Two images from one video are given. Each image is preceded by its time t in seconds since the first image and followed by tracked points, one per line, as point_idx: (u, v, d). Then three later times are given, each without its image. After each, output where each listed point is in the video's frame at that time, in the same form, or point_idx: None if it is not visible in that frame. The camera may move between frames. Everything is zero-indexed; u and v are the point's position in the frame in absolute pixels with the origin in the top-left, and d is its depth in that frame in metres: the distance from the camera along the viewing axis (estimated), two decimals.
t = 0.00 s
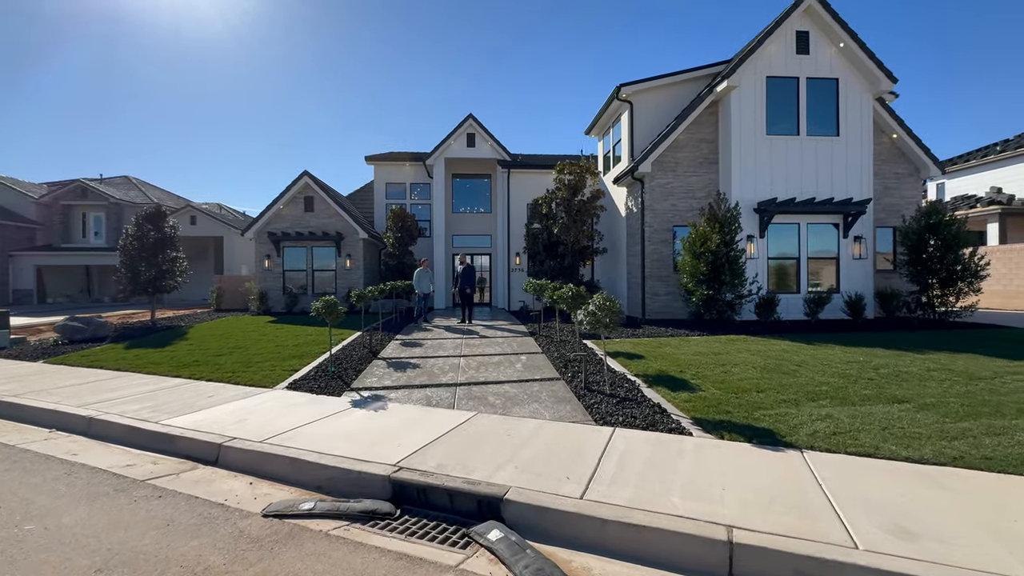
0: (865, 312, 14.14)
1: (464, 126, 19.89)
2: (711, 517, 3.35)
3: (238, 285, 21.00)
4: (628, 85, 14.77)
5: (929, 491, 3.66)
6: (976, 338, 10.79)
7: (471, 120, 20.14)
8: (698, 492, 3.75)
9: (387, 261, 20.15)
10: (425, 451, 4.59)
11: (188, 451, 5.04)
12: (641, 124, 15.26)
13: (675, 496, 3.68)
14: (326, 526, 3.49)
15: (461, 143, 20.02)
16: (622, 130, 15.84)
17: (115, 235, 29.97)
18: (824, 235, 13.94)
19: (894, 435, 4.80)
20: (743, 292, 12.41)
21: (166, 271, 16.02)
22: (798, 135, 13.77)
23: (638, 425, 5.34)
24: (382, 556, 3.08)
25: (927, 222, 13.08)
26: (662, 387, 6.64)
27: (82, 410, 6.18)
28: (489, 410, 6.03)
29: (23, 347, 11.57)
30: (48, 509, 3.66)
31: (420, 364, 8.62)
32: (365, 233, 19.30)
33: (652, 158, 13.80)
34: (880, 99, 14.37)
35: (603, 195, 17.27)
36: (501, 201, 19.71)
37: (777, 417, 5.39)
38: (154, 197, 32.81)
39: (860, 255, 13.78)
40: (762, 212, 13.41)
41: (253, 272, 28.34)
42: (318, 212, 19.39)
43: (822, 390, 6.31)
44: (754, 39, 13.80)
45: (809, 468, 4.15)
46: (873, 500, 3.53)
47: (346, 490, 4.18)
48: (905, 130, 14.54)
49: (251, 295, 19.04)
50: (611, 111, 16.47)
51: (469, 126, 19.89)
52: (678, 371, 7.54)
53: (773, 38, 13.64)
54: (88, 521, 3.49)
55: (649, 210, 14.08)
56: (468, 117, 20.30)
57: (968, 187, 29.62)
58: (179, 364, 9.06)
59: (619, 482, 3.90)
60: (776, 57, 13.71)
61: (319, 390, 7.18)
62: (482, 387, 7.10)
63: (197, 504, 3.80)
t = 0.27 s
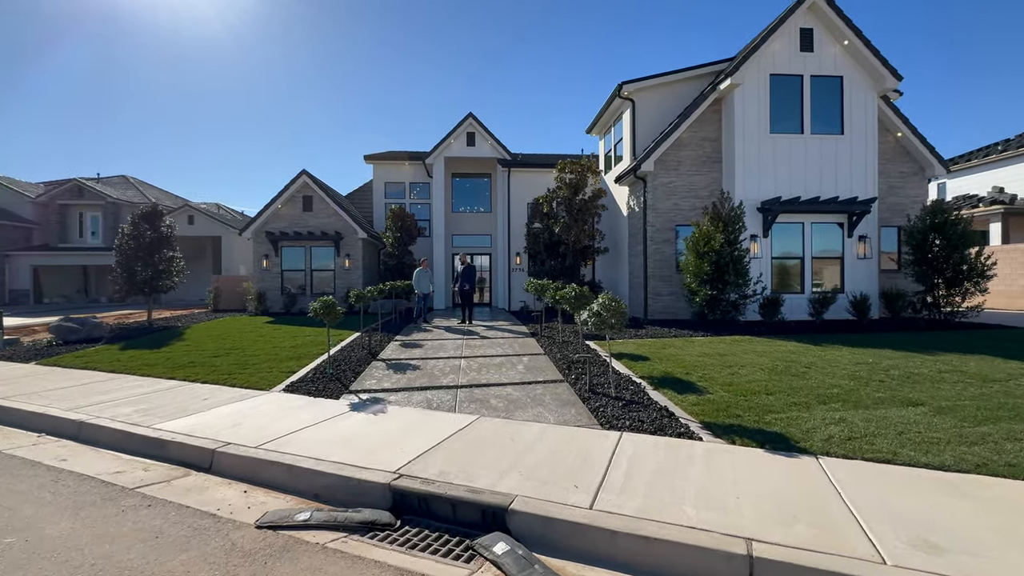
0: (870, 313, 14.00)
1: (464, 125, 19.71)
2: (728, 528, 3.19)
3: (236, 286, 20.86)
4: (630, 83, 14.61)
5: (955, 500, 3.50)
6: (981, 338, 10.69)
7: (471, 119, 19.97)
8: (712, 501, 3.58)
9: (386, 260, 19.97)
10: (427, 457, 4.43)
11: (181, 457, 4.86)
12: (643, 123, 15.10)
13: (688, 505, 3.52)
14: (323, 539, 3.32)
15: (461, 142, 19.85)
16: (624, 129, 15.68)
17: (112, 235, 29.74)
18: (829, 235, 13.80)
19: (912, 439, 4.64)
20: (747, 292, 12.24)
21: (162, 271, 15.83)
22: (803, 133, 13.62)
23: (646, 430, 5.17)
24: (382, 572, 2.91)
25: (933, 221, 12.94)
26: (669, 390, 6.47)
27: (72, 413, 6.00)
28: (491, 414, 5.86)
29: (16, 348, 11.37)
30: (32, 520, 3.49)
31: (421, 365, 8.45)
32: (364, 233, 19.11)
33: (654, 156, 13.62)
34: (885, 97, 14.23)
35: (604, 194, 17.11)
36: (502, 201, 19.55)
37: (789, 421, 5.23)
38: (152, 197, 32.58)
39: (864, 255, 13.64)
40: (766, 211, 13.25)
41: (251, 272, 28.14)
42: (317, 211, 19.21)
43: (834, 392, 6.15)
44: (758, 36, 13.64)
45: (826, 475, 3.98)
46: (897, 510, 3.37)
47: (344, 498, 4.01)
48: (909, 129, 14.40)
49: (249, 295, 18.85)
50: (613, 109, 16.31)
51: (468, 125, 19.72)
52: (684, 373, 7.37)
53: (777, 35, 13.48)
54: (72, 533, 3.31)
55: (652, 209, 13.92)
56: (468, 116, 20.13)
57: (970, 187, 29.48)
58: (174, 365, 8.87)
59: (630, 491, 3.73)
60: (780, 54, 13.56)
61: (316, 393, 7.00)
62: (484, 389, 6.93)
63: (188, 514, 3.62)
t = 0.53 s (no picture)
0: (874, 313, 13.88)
1: (464, 123, 19.55)
2: (746, 541, 3.04)
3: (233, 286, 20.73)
4: (631, 81, 14.45)
5: (980, 510, 3.35)
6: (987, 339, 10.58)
7: (470, 118, 19.81)
8: (727, 510, 3.43)
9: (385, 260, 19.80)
10: (428, 463, 4.27)
11: (172, 463, 4.69)
12: (644, 121, 14.96)
13: (702, 515, 3.36)
14: (320, 552, 3.16)
15: (461, 141, 19.68)
16: (625, 127, 15.53)
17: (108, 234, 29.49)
18: (832, 234, 13.67)
19: (929, 444, 4.49)
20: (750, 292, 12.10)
21: (158, 271, 15.64)
22: (806, 132, 13.49)
23: (653, 434, 5.01)
24: None
25: (937, 221, 12.81)
26: (675, 393, 6.31)
27: (61, 417, 5.82)
28: (494, 417, 5.70)
29: (8, 349, 11.17)
30: (13, 532, 3.32)
31: (421, 367, 8.29)
32: (362, 233, 18.92)
33: (656, 155, 13.45)
34: (888, 95, 14.10)
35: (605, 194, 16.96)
36: (501, 200, 19.39)
37: (800, 425, 5.07)
38: (149, 196, 32.34)
39: (868, 255, 13.51)
40: (769, 210, 13.11)
41: (249, 272, 27.92)
42: (315, 211, 19.03)
43: (844, 395, 6.00)
44: (761, 34, 13.50)
45: (844, 483, 3.83)
46: (921, 522, 3.21)
47: (342, 507, 3.85)
48: (913, 127, 14.27)
49: (246, 296, 18.66)
50: (614, 108, 16.17)
51: (468, 124, 19.55)
52: (689, 375, 7.22)
53: (780, 33, 13.34)
54: (54, 547, 3.15)
55: (654, 208, 13.77)
56: (467, 114, 19.97)
57: (970, 186, 29.36)
58: (168, 367, 8.70)
59: (640, 500, 3.57)
60: (783, 52, 13.41)
61: (313, 396, 6.82)
62: (485, 391, 6.77)
63: (178, 526, 3.46)
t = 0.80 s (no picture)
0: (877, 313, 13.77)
1: (462, 122, 19.38)
2: (767, 555, 2.88)
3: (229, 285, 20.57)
4: (632, 79, 14.29)
5: (1008, 522, 3.20)
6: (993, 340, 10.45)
7: (469, 116, 19.65)
8: (743, 521, 3.27)
9: (383, 260, 19.62)
10: (428, 471, 4.10)
11: (163, 470, 4.52)
12: (645, 120, 14.81)
13: (719, 526, 3.20)
14: (316, 567, 3.00)
15: (459, 140, 19.51)
16: (626, 126, 15.39)
17: (104, 234, 29.21)
18: (835, 234, 13.56)
19: (947, 449, 4.34)
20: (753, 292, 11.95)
21: (153, 270, 15.43)
22: (808, 131, 13.36)
23: (661, 439, 4.86)
24: None
25: (941, 220, 12.69)
26: (681, 396, 6.16)
27: (49, 422, 5.64)
28: (496, 421, 5.53)
29: None
30: None
31: (420, 369, 8.12)
32: (360, 232, 18.74)
33: (658, 154, 13.29)
34: (891, 94, 13.99)
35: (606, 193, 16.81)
36: (501, 199, 19.22)
37: (812, 429, 4.92)
38: (145, 196, 32.07)
39: (871, 254, 13.40)
40: (772, 210, 12.98)
41: (245, 271, 27.69)
42: (312, 210, 18.86)
43: (854, 398, 5.85)
44: (763, 31, 13.37)
45: (863, 492, 3.67)
46: (950, 536, 3.06)
47: (339, 518, 3.68)
48: (916, 126, 14.16)
49: (242, 296, 18.45)
50: (614, 106, 16.02)
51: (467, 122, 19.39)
52: (695, 377, 7.06)
53: (783, 30, 13.20)
54: (34, 562, 2.97)
55: (655, 207, 13.63)
56: (466, 113, 19.80)
57: (969, 186, 29.30)
58: (162, 369, 8.51)
59: (652, 510, 3.42)
60: (786, 50, 13.28)
61: (310, 399, 6.63)
62: (487, 394, 6.61)
63: (166, 539, 3.28)
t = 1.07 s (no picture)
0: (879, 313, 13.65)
1: (461, 121, 19.22)
2: (787, 570, 2.73)
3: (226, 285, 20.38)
4: (633, 77, 14.14)
5: None
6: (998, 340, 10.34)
7: (467, 115, 19.49)
8: (759, 532, 3.12)
9: (381, 260, 19.44)
10: (429, 478, 3.95)
11: (153, 477, 4.35)
12: (646, 119, 14.67)
13: (734, 538, 3.06)
14: None
15: (458, 139, 19.35)
16: (626, 124, 15.25)
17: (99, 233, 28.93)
18: (837, 233, 13.44)
19: (965, 454, 4.20)
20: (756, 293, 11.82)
21: (148, 270, 15.23)
22: (811, 129, 13.24)
23: (668, 444, 4.71)
24: None
25: (945, 220, 12.58)
26: (687, 398, 6.01)
27: (36, 426, 5.46)
28: (498, 425, 5.37)
29: None
30: None
31: (419, 371, 7.96)
32: (358, 231, 18.56)
33: (659, 152, 13.14)
34: (893, 92, 13.88)
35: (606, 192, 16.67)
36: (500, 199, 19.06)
37: (824, 433, 4.78)
38: (141, 195, 31.80)
39: (874, 254, 13.29)
40: (774, 209, 12.85)
41: (242, 272, 27.47)
42: (309, 209, 18.67)
43: (864, 400, 5.71)
44: (765, 29, 13.25)
45: (882, 501, 3.52)
46: (977, 548, 2.91)
47: (335, 528, 3.52)
48: (918, 125, 14.05)
49: (239, 296, 18.25)
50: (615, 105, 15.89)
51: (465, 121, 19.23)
52: (700, 379, 6.92)
53: (785, 28, 13.08)
54: None
55: (656, 206, 13.49)
56: (465, 112, 19.64)
57: (968, 186, 29.25)
58: (155, 371, 8.33)
59: (663, 520, 3.27)
60: (787, 48, 13.16)
61: (306, 402, 6.46)
62: (487, 397, 6.45)
63: (152, 552, 3.12)
